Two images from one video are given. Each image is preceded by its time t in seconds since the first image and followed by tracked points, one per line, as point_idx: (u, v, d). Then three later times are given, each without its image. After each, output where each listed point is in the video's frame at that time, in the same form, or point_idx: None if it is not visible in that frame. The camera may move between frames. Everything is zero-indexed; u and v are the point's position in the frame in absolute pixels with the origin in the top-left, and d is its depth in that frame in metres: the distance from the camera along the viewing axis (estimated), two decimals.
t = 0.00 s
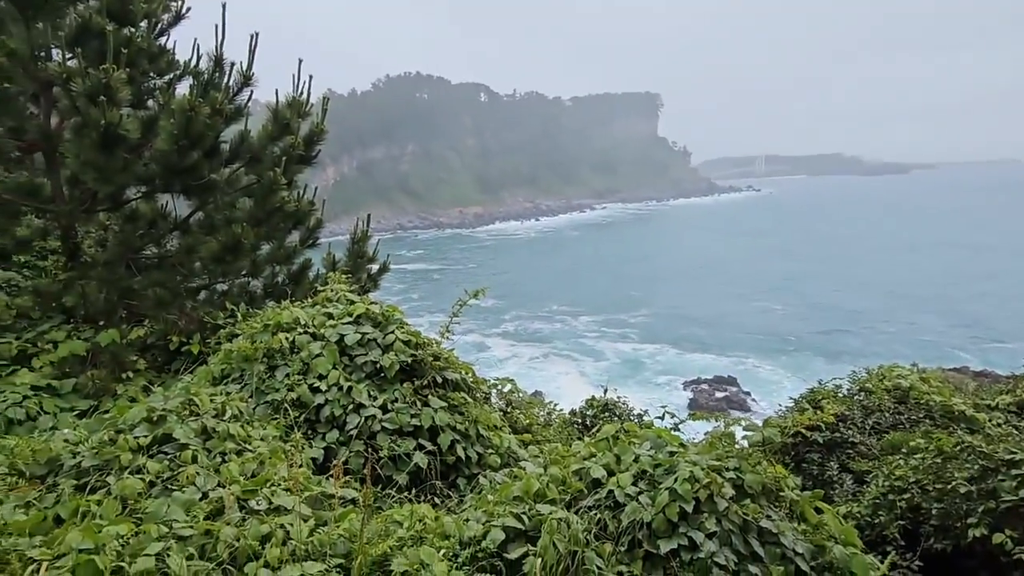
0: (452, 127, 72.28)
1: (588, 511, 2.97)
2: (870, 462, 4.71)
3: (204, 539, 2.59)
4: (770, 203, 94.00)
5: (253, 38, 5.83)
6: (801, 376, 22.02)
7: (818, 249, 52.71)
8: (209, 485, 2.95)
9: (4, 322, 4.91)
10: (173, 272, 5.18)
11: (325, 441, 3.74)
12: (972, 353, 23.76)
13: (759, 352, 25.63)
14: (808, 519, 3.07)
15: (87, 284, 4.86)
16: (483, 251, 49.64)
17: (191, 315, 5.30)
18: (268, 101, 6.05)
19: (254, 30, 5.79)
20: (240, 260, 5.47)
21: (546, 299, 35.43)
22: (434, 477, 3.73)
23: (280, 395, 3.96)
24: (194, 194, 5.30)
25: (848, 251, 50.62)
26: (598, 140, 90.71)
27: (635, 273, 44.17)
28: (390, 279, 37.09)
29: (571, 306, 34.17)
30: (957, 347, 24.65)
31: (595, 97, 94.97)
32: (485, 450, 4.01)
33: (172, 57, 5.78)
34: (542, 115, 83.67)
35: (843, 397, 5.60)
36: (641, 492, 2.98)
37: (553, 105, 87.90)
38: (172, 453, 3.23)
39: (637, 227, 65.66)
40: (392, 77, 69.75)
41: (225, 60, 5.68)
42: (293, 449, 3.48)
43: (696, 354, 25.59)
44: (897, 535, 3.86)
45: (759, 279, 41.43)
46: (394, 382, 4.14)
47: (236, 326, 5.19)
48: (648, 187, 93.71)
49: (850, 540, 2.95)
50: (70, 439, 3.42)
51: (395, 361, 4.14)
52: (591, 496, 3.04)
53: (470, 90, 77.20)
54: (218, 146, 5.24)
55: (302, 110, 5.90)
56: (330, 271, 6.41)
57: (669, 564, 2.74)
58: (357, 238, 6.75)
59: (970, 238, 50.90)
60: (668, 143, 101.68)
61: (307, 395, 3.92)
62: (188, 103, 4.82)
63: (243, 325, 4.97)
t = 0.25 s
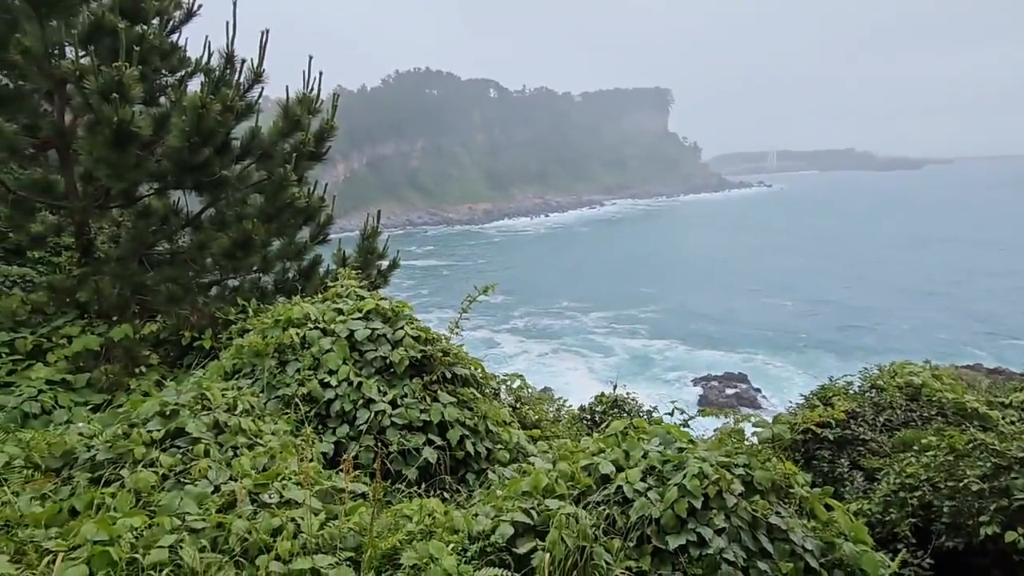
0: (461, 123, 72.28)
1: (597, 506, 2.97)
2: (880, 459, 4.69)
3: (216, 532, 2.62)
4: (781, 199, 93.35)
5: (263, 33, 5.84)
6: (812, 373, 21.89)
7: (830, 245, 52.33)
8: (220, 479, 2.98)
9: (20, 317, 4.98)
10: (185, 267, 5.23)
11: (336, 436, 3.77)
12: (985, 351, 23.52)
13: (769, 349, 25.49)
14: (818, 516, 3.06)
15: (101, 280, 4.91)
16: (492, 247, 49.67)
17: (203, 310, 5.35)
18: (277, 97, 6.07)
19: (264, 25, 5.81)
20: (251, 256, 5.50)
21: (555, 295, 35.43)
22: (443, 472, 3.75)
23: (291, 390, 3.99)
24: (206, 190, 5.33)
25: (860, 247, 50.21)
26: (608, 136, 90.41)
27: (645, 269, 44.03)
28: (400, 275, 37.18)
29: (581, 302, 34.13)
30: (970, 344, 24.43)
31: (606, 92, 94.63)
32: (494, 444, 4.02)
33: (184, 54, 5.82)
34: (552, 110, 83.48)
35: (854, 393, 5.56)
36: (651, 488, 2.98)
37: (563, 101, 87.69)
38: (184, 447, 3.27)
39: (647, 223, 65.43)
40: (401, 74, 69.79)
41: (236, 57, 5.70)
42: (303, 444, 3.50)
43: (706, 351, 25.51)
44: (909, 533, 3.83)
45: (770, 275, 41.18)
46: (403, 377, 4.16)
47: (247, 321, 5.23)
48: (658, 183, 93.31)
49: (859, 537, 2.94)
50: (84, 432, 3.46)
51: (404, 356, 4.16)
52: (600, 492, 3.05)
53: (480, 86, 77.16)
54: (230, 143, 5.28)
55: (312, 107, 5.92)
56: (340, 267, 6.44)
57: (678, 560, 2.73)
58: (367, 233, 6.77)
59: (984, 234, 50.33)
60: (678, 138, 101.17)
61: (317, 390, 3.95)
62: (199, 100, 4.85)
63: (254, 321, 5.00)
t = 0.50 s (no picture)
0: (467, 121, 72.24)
1: (601, 504, 2.96)
2: (886, 457, 4.67)
3: (220, 528, 2.63)
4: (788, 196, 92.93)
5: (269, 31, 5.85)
6: (818, 371, 21.81)
7: (836, 243, 52.07)
8: (225, 476, 2.99)
9: (27, 314, 5.01)
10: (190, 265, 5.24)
11: (340, 433, 3.78)
12: (993, 349, 23.36)
13: (775, 347, 25.40)
14: (823, 515, 3.05)
15: (107, 277, 4.93)
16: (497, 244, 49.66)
17: (208, 308, 5.37)
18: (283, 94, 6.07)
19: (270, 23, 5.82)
20: (257, 254, 5.52)
21: (560, 292, 35.39)
22: (447, 469, 3.75)
23: (295, 387, 4.00)
24: (211, 187, 5.34)
25: (868, 244, 49.95)
26: (614, 133, 90.20)
27: (651, 267, 43.92)
28: (405, 273, 37.23)
29: (585, 299, 34.10)
30: (977, 342, 24.31)
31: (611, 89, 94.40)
32: (498, 442, 4.03)
33: (189, 53, 5.84)
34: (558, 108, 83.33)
35: (860, 392, 5.54)
36: (654, 486, 2.98)
37: (569, 98, 87.52)
38: (189, 444, 3.28)
39: (653, 221, 65.27)
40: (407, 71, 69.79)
41: (241, 54, 5.71)
42: (307, 441, 3.51)
43: (711, 348, 25.44)
44: (914, 531, 3.82)
45: (776, 273, 41.01)
46: (407, 374, 4.16)
47: (252, 318, 5.24)
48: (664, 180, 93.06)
49: (864, 536, 2.93)
50: (90, 429, 3.47)
51: (408, 353, 4.16)
52: (604, 489, 3.04)
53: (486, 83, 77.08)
54: (234, 140, 5.29)
55: (316, 104, 5.92)
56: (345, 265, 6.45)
57: (681, 558, 2.74)
58: (372, 231, 6.77)
59: (993, 231, 49.97)
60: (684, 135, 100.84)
61: (321, 387, 3.95)
62: (204, 98, 4.86)
63: (259, 318, 5.02)
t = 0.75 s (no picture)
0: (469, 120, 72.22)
1: (603, 503, 2.96)
2: (890, 456, 4.65)
3: (222, 526, 2.63)
4: (791, 195, 92.73)
5: (272, 30, 5.84)
6: (821, 370, 21.74)
7: (839, 241, 51.94)
8: (227, 474, 2.99)
9: (31, 313, 5.03)
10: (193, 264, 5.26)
11: (342, 432, 3.78)
12: (997, 347, 23.26)
13: (779, 345, 25.34)
14: (826, 514, 3.04)
15: (110, 276, 4.93)
16: (500, 243, 49.65)
17: (211, 307, 5.38)
18: (285, 93, 6.07)
19: (273, 22, 5.82)
20: (259, 253, 5.54)
21: (563, 291, 35.36)
22: (450, 468, 3.76)
23: (297, 386, 4.00)
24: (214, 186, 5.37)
25: (872, 243, 49.80)
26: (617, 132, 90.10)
27: (654, 265, 43.85)
28: (408, 272, 37.23)
29: (588, 298, 34.05)
30: (982, 341, 24.23)
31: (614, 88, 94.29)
32: (500, 441, 4.02)
33: (192, 52, 5.85)
34: (560, 106, 83.26)
35: (864, 390, 5.52)
36: (657, 485, 2.97)
37: (572, 97, 87.46)
38: (192, 442, 3.29)
39: (656, 219, 65.19)
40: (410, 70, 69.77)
41: (243, 53, 5.72)
42: (310, 440, 3.52)
43: (714, 347, 25.38)
44: (918, 530, 3.81)
45: (780, 272, 40.93)
46: (410, 373, 4.16)
47: (255, 317, 5.25)
48: (667, 179, 92.92)
49: (868, 535, 2.92)
50: (93, 427, 3.48)
51: (410, 352, 4.16)
52: (606, 488, 3.04)
53: (488, 82, 77.06)
54: (237, 139, 5.29)
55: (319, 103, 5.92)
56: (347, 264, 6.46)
57: (684, 557, 2.73)
58: (374, 230, 6.77)
59: (997, 229, 49.81)
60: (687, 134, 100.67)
61: (324, 386, 3.96)
62: (207, 96, 4.87)
63: (261, 317, 5.03)
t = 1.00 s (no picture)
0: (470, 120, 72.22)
1: (603, 502, 2.96)
2: (890, 456, 4.65)
3: (223, 527, 2.63)
4: (791, 195, 92.75)
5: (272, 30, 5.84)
6: (822, 369, 21.72)
7: (840, 241, 51.94)
8: (228, 474, 2.99)
9: (31, 313, 5.03)
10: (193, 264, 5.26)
11: (342, 432, 3.78)
12: (998, 347, 23.24)
13: (779, 345, 25.33)
14: (826, 514, 3.05)
15: (110, 276, 4.93)
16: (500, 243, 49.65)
17: (211, 307, 5.38)
18: (285, 94, 6.07)
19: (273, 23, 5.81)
20: (259, 253, 5.54)
21: (563, 291, 35.36)
22: (450, 468, 3.75)
23: (297, 386, 4.00)
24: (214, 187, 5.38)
25: (872, 242, 49.79)
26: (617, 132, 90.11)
27: (654, 265, 43.84)
28: (408, 272, 37.21)
29: (588, 298, 34.04)
30: (982, 341, 24.23)
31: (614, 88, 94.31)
32: (500, 441, 4.02)
33: (192, 52, 5.86)
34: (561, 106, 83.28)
35: (864, 390, 5.52)
36: (657, 485, 2.97)
37: (572, 97, 87.50)
38: (192, 442, 3.29)
39: (656, 219, 65.17)
40: (411, 70, 69.76)
41: (243, 54, 5.71)
42: (310, 440, 3.52)
43: (714, 347, 25.37)
44: (918, 531, 3.81)
45: (780, 271, 40.94)
46: (410, 373, 4.17)
47: (255, 317, 5.25)
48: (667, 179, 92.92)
49: (868, 535, 2.92)
50: (93, 428, 3.48)
51: (411, 352, 4.16)
52: (606, 488, 3.04)
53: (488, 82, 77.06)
54: (237, 139, 5.30)
55: (319, 103, 5.92)
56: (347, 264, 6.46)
57: (684, 557, 2.73)
58: (374, 230, 6.77)
59: (997, 229, 49.81)
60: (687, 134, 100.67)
61: (324, 386, 3.96)
62: (206, 97, 4.86)
63: (261, 317, 5.03)
